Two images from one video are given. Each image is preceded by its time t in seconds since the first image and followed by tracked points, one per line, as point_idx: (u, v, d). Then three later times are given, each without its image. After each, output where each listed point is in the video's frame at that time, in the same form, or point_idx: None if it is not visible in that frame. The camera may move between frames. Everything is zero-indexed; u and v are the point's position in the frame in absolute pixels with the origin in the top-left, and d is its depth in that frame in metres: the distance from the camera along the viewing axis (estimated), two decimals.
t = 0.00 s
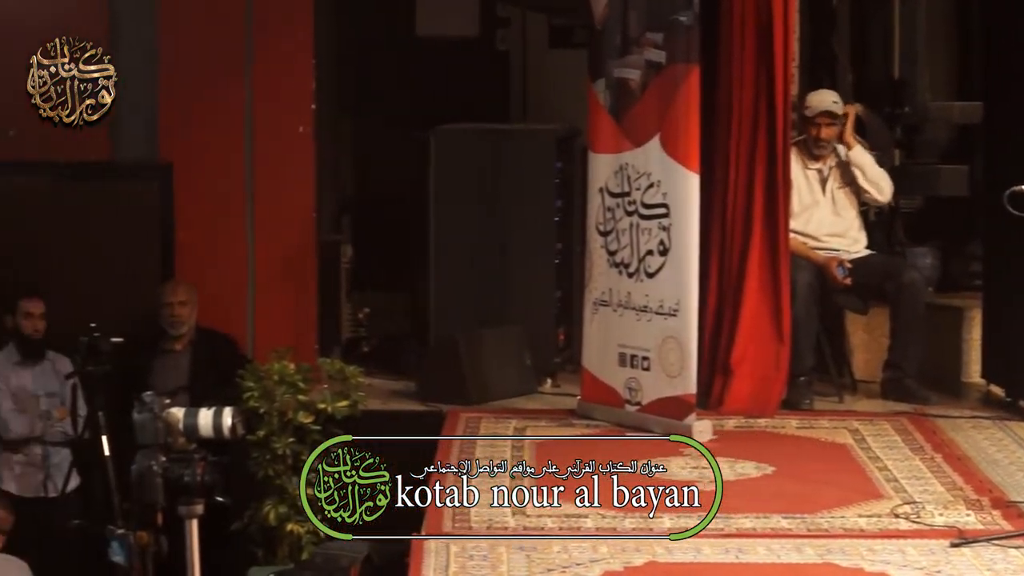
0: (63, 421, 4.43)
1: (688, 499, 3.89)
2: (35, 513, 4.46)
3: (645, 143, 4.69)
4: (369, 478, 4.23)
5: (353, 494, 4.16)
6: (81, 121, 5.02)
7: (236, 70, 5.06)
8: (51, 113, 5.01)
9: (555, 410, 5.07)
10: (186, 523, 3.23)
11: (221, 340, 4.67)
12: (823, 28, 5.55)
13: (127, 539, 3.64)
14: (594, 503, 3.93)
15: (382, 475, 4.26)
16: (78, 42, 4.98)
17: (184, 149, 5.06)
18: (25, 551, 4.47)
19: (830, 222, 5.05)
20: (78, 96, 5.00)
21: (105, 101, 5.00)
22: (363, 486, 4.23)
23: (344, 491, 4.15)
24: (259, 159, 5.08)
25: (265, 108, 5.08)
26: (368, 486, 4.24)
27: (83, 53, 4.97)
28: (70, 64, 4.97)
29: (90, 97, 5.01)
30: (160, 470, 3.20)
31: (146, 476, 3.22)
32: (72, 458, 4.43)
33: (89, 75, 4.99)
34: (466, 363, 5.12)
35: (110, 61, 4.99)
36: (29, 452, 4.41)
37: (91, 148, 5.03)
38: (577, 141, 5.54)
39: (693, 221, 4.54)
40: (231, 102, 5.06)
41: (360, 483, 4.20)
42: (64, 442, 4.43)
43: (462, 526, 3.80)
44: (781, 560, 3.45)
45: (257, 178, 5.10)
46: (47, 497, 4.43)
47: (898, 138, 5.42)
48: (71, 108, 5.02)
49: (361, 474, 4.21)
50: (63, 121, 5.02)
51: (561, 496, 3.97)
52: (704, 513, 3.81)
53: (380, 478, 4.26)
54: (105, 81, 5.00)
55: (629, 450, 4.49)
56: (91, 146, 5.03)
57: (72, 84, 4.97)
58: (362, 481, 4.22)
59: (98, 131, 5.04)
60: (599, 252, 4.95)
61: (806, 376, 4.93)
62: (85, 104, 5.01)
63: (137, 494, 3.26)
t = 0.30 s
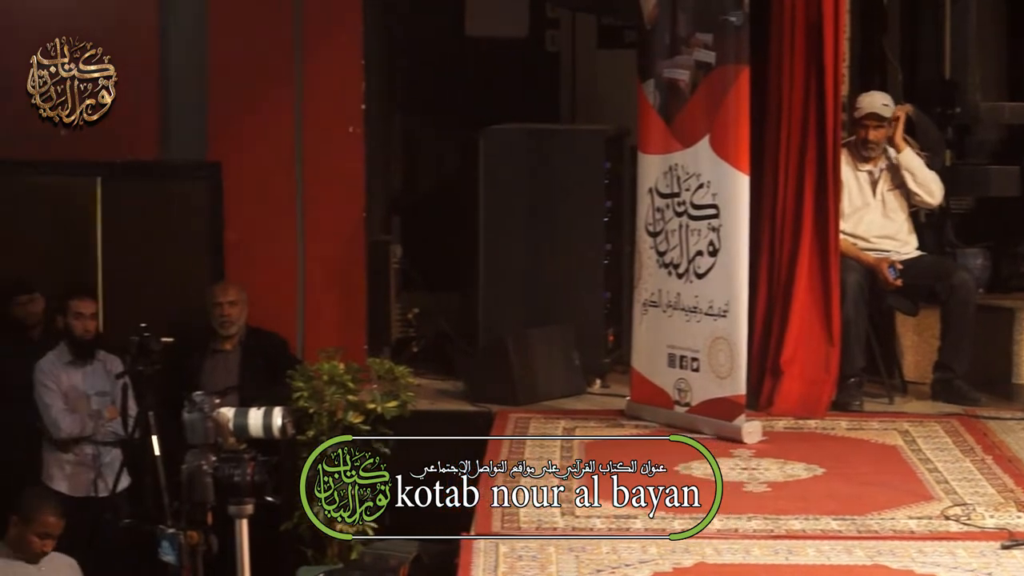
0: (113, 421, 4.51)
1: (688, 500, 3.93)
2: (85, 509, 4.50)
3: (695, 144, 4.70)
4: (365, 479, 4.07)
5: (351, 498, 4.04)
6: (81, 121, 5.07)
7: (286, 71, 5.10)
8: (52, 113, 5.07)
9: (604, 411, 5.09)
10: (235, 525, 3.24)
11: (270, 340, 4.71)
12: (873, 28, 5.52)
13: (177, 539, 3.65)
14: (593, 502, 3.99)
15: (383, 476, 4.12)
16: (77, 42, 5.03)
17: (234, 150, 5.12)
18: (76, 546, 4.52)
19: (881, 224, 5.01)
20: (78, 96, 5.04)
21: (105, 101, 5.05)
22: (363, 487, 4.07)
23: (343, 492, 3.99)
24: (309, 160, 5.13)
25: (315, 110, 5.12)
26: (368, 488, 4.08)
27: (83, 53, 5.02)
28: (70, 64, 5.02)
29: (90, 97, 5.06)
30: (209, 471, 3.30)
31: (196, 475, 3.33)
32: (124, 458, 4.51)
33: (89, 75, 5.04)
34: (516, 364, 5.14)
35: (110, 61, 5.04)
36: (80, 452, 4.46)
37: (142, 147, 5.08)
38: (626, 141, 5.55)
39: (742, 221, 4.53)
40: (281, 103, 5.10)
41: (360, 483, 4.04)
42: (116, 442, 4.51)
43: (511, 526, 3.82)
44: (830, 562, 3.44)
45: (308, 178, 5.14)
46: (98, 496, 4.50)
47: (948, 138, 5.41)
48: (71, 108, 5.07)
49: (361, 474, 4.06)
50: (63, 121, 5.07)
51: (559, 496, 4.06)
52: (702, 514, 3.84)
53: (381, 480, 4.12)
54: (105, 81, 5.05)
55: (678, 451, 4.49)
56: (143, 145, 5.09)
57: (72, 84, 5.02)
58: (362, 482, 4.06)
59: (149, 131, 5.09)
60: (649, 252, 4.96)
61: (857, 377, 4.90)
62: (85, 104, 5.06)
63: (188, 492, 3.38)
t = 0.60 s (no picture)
0: (163, 420, 4.57)
1: (688, 499, 3.98)
2: (139, 505, 4.59)
3: (746, 144, 4.70)
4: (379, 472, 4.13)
5: (353, 494, 4.05)
6: (81, 120, 5.16)
7: (337, 71, 5.14)
8: (52, 113, 5.17)
9: (655, 411, 5.12)
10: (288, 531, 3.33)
11: (320, 339, 4.76)
12: (925, 28, 5.49)
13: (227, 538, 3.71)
14: (643, 502, 4.04)
15: (384, 476, 4.08)
16: (77, 42, 5.13)
17: (286, 151, 5.17)
18: (131, 542, 4.61)
19: (932, 227, 4.98)
20: (78, 96, 5.13)
21: (104, 101, 5.14)
22: (363, 486, 4.07)
23: (343, 491, 4.03)
24: (360, 159, 5.16)
25: (366, 109, 5.15)
26: (369, 488, 4.08)
27: (83, 53, 5.12)
28: (70, 64, 5.12)
29: (90, 97, 5.15)
30: (260, 473, 3.34)
31: (246, 475, 3.37)
32: (173, 457, 4.56)
33: (89, 75, 5.12)
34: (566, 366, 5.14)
35: (110, 61, 5.13)
36: (131, 451, 4.56)
37: (195, 148, 5.14)
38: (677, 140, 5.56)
39: (793, 222, 4.52)
40: (332, 103, 5.15)
41: (359, 484, 4.05)
42: (165, 442, 4.56)
43: (560, 526, 3.84)
44: (880, 563, 3.43)
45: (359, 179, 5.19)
46: (149, 495, 4.58)
47: (1001, 139, 5.37)
48: (71, 108, 5.17)
49: (362, 473, 4.06)
50: (63, 121, 5.17)
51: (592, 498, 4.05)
52: (703, 513, 3.89)
53: (383, 479, 4.09)
54: (105, 81, 5.14)
55: (728, 452, 4.51)
56: (195, 146, 5.15)
57: (72, 84, 5.11)
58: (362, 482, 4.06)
59: (202, 131, 5.15)
60: (700, 252, 4.97)
61: (908, 378, 4.89)
62: (85, 104, 5.15)
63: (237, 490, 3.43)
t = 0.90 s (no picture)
0: (210, 416, 4.85)
1: (688, 498, 4.01)
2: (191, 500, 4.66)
3: (795, 142, 4.70)
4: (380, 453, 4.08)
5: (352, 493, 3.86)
6: (80, 121, 5.13)
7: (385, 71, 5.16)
8: (51, 113, 5.15)
9: (703, 408, 5.23)
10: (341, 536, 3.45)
11: (369, 336, 4.81)
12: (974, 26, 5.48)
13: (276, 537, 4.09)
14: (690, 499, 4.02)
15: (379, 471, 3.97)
16: (76, 42, 5.10)
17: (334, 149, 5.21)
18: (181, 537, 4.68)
19: (982, 226, 5.06)
20: (79, 96, 5.11)
21: (103, 100, 5.10)
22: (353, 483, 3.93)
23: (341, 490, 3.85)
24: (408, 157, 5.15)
25: (415, 106, 5.18)
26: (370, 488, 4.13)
27: (82, 53, 5.09)
28: (70, 64, 5.09)
29: (90, 97, 5.11)
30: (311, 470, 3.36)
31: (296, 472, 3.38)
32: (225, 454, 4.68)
33: (89, 75, 5.09)
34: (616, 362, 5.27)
35: (110, 61, 5.10)
36: (179, 447, 4.91)
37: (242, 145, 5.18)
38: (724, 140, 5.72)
39: (842, 220, 4.52)
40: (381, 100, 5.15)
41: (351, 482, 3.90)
42: (213, 438, 4.84)
43: (608, 524, 3.87)
44: (929, 561, 3.43)
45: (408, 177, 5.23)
46: (197, 490, 4.87)
47: None
48: (71, 109, 5.15)
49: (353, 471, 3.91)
50: (63, 121, 5.15)
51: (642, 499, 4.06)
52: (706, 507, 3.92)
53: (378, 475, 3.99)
54: (104, 81, 5.10)
55: (778, 450, 4.52)
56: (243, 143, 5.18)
57: (71, 84, 5.09)
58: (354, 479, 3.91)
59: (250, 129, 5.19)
60: (747, 250, 4.97)
61: (956, 376, 4.98)
62: (84, 104, 5.11)
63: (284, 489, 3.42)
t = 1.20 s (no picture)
0: (259, 410, 4.74)
1: (686, 499, 4.00)
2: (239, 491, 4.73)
3: (843, 136, 4.70)
4: (373, 476, 3.50)
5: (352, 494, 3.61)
6: (81, 120, 5.24)
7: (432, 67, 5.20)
8: (52, 113, 5.26)
9: (750, 403, 5.24)
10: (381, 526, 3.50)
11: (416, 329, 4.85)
12: None
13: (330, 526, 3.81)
14: (739, 496, 4.01)
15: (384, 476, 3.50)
16: (77, 43, 5.19)
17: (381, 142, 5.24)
18: (230, 528, 4.74)
19: None
20: (78, 96, 5.21)
21: (104, 101, 5.21)
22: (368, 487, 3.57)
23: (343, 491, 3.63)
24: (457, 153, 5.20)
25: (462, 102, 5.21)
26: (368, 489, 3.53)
27: (83, 53, 5.18)
28: (70, 64, 5.18)
29: (90, 97, 5.22)
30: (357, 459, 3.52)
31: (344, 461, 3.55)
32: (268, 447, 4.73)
33: (90, 75, 5.19)
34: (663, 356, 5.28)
35: (110, 61, 5.20)
36: (228, 441, 4.79)
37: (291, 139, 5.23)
38: (773, 132, 5.69)
39: (890, 214, 4.51)
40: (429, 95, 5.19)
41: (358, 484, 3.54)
42: (261, 432, 4.72)
43: (655, 519, 3.87)
44: (979, 557, 3.41)
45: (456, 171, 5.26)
46: (245, 485, 4.77)
47: None
48: (71, 109, 5.24)
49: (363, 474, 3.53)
50: (64, 121, 5.25)
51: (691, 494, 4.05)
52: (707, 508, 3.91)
53: (383, 480, 3.51)
54: (105, 81, 5.22)
55: (825, 444, 4.54)
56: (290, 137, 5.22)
57: (73, 84, 5.19)
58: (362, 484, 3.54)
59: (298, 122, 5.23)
60: (796, 245, 5.00)
61: (1004, 371, 5.05)
62: (85, 104, 5.22)
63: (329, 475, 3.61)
